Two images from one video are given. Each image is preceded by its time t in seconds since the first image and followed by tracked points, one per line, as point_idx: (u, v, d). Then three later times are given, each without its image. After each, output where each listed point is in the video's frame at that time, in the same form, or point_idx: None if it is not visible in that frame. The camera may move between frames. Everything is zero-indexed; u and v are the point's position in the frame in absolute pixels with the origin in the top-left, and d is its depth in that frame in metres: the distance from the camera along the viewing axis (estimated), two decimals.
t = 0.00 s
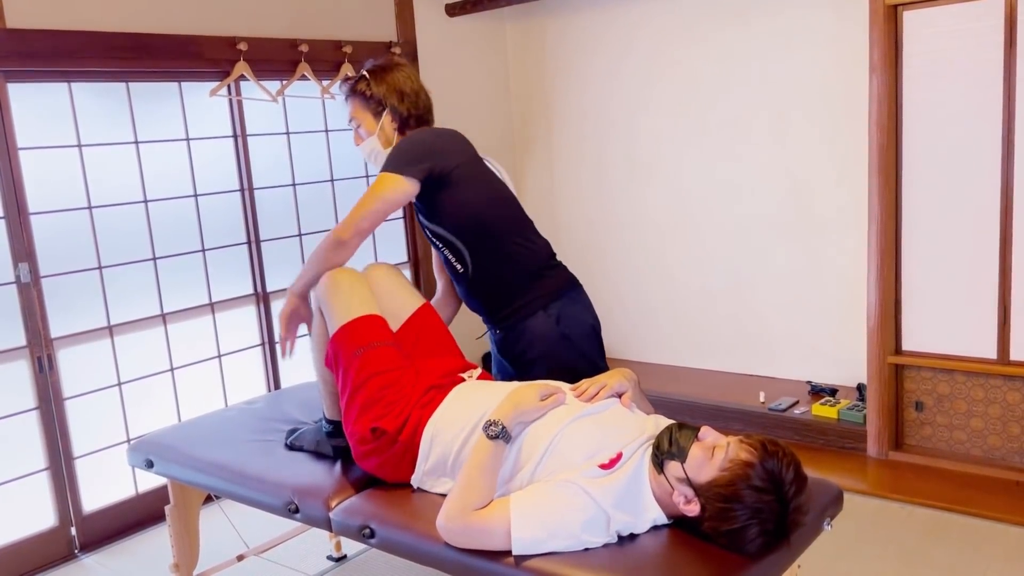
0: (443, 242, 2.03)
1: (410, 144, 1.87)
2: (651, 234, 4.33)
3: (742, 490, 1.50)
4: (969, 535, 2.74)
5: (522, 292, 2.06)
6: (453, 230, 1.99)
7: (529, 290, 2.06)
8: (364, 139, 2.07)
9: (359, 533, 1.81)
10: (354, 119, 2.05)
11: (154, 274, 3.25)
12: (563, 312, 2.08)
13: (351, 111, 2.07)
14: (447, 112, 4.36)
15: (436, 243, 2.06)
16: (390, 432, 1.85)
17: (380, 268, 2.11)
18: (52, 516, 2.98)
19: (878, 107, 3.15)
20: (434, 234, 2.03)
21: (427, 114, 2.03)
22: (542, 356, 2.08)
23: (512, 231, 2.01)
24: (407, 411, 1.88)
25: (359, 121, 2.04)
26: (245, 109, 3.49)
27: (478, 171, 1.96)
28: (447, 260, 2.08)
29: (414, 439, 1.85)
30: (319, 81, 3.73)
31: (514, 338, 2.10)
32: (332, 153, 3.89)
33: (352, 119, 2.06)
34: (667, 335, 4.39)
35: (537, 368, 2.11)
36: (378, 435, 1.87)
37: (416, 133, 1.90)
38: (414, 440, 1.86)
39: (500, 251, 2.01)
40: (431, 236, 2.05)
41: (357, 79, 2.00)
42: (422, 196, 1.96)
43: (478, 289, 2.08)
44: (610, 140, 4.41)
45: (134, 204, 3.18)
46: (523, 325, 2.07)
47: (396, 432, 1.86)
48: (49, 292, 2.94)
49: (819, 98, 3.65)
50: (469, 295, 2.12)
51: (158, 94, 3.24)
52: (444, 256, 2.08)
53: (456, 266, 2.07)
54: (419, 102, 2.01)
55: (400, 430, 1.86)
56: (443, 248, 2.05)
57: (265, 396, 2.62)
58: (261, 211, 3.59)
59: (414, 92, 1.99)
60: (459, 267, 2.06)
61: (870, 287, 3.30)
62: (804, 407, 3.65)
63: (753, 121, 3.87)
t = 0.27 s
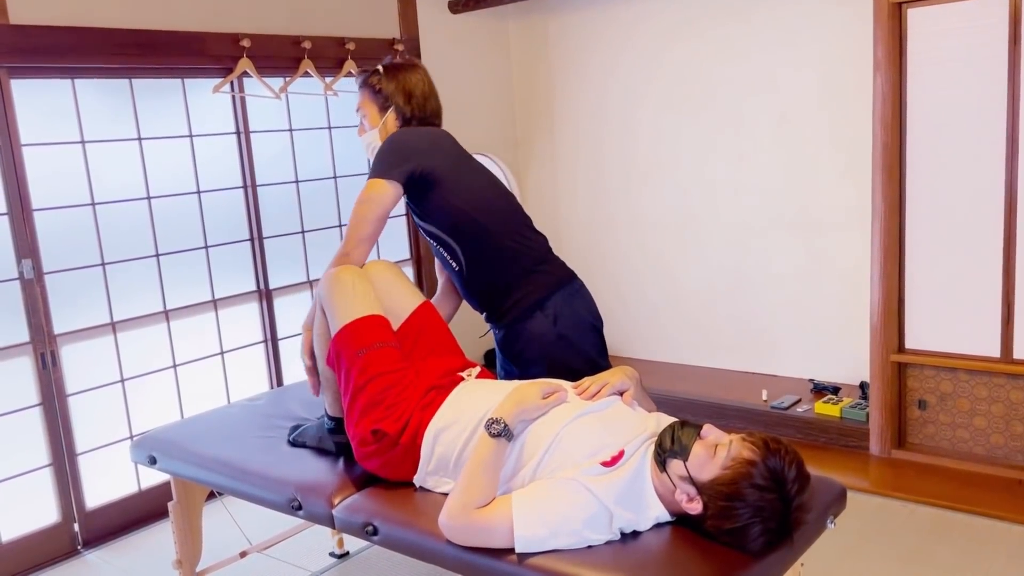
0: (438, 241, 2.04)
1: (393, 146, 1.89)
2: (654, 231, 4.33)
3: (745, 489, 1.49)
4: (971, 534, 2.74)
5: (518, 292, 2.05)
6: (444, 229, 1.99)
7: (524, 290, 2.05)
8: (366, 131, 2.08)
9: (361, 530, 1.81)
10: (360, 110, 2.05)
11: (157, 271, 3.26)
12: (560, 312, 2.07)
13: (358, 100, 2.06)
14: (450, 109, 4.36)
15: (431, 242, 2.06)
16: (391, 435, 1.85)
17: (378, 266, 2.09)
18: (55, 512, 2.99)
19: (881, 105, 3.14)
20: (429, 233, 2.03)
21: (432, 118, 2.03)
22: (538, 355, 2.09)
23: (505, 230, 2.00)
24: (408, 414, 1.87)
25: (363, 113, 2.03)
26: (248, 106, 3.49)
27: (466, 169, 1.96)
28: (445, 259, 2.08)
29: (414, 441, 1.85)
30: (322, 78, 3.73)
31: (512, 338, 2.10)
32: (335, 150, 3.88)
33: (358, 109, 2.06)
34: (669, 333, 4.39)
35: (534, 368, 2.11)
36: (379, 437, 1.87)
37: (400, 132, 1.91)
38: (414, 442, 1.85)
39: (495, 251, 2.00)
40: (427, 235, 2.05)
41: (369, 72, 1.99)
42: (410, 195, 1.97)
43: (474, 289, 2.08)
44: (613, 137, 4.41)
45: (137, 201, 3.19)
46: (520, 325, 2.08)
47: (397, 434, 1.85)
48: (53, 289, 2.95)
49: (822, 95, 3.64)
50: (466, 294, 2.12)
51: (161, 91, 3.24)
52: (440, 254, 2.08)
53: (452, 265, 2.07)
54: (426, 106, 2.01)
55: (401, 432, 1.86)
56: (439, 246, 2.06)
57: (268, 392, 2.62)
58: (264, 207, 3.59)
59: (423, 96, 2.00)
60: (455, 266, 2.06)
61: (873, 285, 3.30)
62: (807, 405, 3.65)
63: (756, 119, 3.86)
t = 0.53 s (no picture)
0: (449, 233, 2.04)
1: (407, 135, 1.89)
2: (656, 229, 4.33)
3: (748, 487, 1.49)
4: (973, 532, 2.74)
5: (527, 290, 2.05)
6: (456, 222, 1.99)
7: (533, 290, 2.05)
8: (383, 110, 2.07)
9: (364, 527, 1.81)
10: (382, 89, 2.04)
11: (159, 268, 3.26)
12: (569, 314, 2.07)
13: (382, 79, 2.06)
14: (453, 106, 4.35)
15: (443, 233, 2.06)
16: (393, 437, 1.85)
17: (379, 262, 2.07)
18: (58, 508, 2.99)
19: (884, 103, 3.14)
20: (441, 225, 2.03)
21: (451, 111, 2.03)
22: (545, 355, 2.09)
23: (517, 228, 2.00)
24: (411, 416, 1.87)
25: (385, 91, 2.03)
26: (251, 102, 3.49)
27: (480, 165, 1.96)
28: (455, 251, 2.08)
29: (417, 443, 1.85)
30: (325, 74, 3.73)
31: (519, 336, 2.10)
32: (337, 147, 3.88)
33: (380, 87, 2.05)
34: (671, 330, 4.39)
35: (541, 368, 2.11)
36: (382, 438, 1.87)
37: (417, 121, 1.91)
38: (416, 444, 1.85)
39: (506, 248, 2.00)
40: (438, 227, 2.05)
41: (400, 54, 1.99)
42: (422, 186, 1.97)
43: (484, 284, 2.08)
44: (616, 134, 4.40)
45: (139, 197, 3.18)
46: (527, 324, 2.08)
47: (399, 436, 1.85)
48: (55, 285, 2.95)
49: (825, 93, 3.63)
50: (475, 289, 2.13)
51: (163, 87, 3.24)
52: (451, 246, 2.09)
53: (463, 258, 2.07)
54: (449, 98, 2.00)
55: (403, 434, 1.86)
56: (451, 239, 2.06)
57: (272, 389, 2.62)
58: (266, 204, 3.59)
59: (449, 87, 2.00)
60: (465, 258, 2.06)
61: (875, 284, 3.29)
62: (809, 403, 3.65)
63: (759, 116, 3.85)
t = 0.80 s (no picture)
0: (482, 226, 1.94)
1: (458, 120, 1.77)
2: (659, 225, 4.32)
3: (748, 484, 1.48)
4: (974, 530, 2.73)
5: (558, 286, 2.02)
6: (496, 215, 1.91)
7: (563, 287, 2.03)
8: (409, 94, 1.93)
9: (364, 523, 1.81)
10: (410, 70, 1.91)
11: (161, 264, 3.26)
12: (597, 311, 2.07)
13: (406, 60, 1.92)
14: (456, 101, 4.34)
15: (474, 226, 1.96)
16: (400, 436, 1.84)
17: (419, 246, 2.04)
18: (59, 503, 3.00)
19: (888, 99, 3.13)
20: (474, 217, 1.94)
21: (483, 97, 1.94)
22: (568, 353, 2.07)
23: (554, 224, 1.96)
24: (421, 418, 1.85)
25: (412, 72, 1.90)
26: (252, 98, 3.48)
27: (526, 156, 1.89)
28: (482, 245, 1.99)
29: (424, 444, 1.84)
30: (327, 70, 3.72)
31: (544, 332, 2.07)
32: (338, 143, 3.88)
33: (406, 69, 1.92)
34: (673, 327, 4.39)
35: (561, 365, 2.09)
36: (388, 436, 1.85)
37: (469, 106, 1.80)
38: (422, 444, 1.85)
39: (542, 243, 1.96)
40: (469, 219, 1.95)
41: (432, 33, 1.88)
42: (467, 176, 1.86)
43: (512, 279, 2.02)
44: (618, 131, 4.39)
45: (141, 192, 3.18)
46: (554, 320, 2.05)
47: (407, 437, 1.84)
48: (57, 280, 2.95)
49: (828, 90, 3.62)
50: (498, 285, 2.06)
51: (165, 82, 3.24)
52: (479, 240, 1.99)
53: (492, 253, 1.99)
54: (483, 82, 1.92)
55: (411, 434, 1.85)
56: (481, 232, 1.96)
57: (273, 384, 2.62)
58: (267, 200, 3.59)
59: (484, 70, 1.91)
60: (496, 254, 1.98)
61: (877, 281, 3.29)
62: (810, 401, 3.64)
63: (762, 113, 3.84)
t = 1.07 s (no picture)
0: (534, 225, 1.86)
1: (536, 122, 1.67)
2: (661, 222, 4.31)
3: (753, 482, 1.48)
4: (977, 529, 2.73)
5: (597, 288, 2.00)
6: (554, 216, 1.84)
7: (601, 290, 2.01)
8: (465, 86, 1.80)
9: (366, 520, 1.80)
10: (464, 61, 1.79)
11: (163, 260, 3.25)
12: (627, 313, 2.09)
13: (456, 52, 1.79)
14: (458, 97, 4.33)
15: (523, 224, 1.87)
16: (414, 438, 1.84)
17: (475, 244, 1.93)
18: (61, 499, 3.00)
19: (891, 97, 3.12)
20: (526, 216, 1.85)
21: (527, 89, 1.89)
22: (596, 355, 2.07)
23: (601, 227, 1.94)
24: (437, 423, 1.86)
25: (467, 62, 1.78)
26: (254, 94, 3.48)
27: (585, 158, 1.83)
28: (527, 244, 1.91)
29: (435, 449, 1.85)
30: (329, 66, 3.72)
31: (577, 334, 2.05)
32: (341, 139, 3.87)
33: (457, 61, 1.79)
34: (675, 325, 4.38)
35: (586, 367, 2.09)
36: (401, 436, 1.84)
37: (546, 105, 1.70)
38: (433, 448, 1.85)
39: (589, 246, 1.93)
40: (520, 217, 1.86)
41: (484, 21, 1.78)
42: (535, 178, 1.76)
43: (554, 280, 1.96)
44: (621, 128, 4.38)
45: (143, 188, 3.18)
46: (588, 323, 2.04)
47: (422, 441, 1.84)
48: (59, 276, 2.94)
49: (831, 87, 3.61)
50: (534, 286, 2.00)
51: (167, 78, 3.23)
52: (525, 239, 1.91)
53: (537, 253, 1.91)
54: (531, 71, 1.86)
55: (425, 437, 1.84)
56: (529, 231, 1.88)
57: (276, 381, 2.61)
58: (269, 196, 3.58)
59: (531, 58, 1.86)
60: (542, 254, 1.91)
61: (880, 279, 3.28)
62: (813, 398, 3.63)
63: (765, 110, 3.84)
